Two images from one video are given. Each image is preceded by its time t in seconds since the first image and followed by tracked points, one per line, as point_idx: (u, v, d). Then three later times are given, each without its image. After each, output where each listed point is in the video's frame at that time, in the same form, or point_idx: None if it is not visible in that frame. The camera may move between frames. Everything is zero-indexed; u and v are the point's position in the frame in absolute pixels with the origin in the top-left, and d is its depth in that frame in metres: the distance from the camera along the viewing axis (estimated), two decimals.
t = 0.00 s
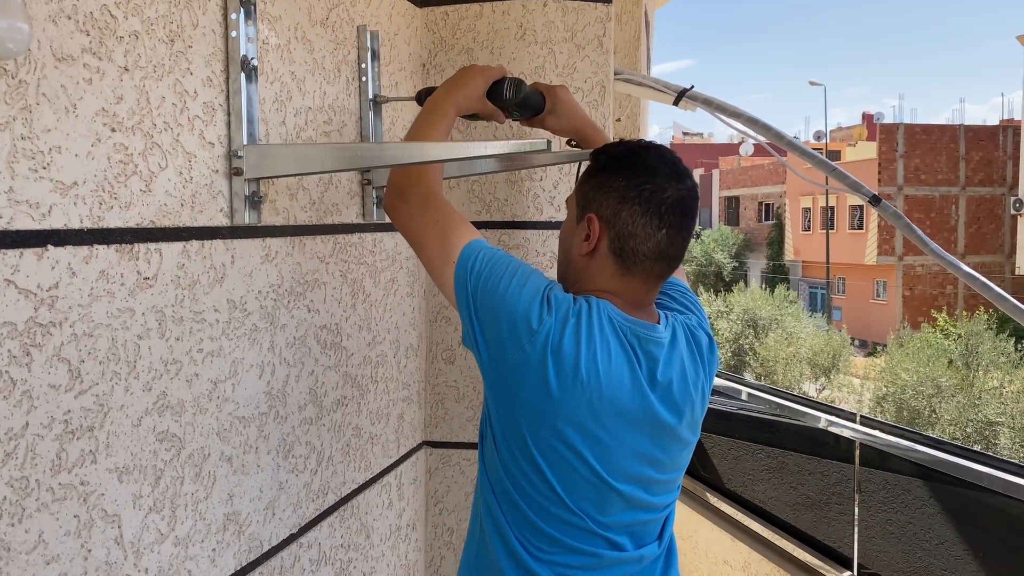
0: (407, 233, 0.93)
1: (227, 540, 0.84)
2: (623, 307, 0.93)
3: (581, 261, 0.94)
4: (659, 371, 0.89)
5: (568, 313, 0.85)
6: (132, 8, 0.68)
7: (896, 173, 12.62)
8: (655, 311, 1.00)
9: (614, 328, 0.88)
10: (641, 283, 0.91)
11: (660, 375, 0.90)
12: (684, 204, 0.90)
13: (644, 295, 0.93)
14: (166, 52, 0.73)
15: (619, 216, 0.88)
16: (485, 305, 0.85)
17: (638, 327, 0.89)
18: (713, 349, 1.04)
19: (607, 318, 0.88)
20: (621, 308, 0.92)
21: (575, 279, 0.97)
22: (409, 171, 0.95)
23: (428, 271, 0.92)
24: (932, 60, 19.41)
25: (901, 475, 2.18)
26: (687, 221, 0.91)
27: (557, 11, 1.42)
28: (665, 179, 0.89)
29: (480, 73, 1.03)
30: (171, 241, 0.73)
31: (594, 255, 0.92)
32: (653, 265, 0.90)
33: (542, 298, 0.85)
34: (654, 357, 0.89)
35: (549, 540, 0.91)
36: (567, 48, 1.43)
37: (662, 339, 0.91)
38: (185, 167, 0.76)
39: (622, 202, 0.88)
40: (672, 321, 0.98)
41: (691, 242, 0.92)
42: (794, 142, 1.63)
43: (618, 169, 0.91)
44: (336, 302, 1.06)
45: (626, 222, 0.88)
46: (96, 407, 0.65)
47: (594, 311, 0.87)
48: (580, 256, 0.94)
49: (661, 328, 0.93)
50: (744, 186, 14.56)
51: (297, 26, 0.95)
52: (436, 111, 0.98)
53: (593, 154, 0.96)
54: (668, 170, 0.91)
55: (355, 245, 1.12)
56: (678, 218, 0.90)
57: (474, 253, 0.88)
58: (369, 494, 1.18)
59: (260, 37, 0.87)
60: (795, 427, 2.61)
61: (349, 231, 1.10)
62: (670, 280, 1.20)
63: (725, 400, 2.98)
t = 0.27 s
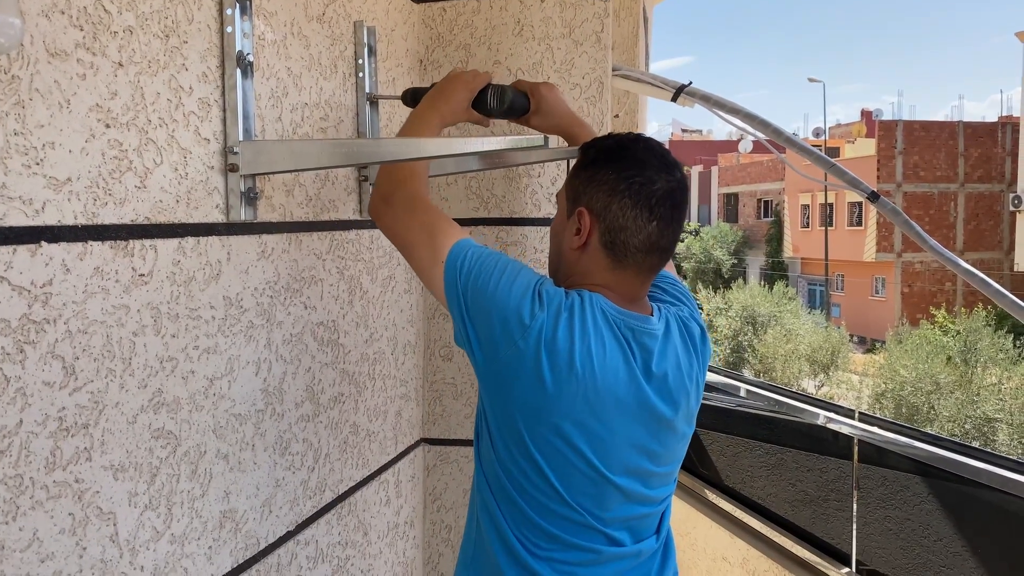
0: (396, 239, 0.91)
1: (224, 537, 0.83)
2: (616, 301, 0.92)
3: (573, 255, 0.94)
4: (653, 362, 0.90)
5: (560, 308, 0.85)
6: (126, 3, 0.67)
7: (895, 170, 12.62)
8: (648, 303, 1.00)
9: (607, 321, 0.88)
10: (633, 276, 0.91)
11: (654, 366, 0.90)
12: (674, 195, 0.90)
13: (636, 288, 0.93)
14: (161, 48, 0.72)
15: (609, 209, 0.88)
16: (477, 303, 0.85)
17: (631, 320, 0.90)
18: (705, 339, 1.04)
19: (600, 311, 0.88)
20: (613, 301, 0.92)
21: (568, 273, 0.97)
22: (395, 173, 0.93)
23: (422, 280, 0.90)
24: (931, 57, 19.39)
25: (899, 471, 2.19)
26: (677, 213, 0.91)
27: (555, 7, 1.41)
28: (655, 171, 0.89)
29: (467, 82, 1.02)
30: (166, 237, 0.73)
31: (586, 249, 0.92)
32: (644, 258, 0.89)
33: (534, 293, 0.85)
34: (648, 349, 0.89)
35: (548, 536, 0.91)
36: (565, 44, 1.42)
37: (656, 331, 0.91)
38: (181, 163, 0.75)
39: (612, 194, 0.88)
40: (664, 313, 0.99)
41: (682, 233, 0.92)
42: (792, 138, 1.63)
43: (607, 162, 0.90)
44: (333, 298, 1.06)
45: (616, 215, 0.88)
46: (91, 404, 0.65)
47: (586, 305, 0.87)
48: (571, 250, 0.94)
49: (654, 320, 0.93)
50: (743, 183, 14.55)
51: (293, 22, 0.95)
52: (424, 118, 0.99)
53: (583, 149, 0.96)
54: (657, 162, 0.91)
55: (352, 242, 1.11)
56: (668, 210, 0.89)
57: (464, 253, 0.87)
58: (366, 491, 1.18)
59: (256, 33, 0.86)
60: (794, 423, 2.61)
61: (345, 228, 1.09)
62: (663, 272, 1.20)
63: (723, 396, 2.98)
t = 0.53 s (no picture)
0: (404, 212, 0.92)
1: (221, 535, 0.83)
2: (625, 293, 0.92)
3: (581, 248, 0.94)
4: (660, 357, 0.90)
5: (570, 299, 0.85)
6: None
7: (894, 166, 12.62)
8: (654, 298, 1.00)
9: (615, 314, 0.87)
10: (641, 268, 0.91)
11: (661, 361, 0.90)
12: (683, 187, 0.90)
13: (645, 281, 0.93)
14: (157, 43, 0.72)
15: (617, 201, 0.88)
16: (486, 292, 0.85)
17: (639, 314, 0.89)
18: (711, 335, 1.04)
19: (609, 304, 0.88)
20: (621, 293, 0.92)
21: (577, 266, 0.97)
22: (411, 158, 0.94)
23: (423, 249, 0.92)
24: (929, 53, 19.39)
25: (897, 468, 2.20)
26: (686, 206, 0.91)
27: (553, 2, 1.41)
28: (663, 163, 0.89)
29: (469, 70, 1.02)
30: (163, 233, 0.73)
31: (594, 242, 0.92)
32: (653, 250, 0.89)
33: (544, 283, 0.85)
34: (655, 344, 0.89)
35: (549, 529, 0.91)
36: (563, 40, 1.42)
37: (663, 325, 0.91)
38: (177, 159, 0.75)
39: (620, 186, 0.88)
40: (671, 308, 0.99)
41: (691, 227, 0.92)
42: (790, 133, 1.63)
43: (615, 154, 0.90)
44: (330, 295, 1.05)
45: (624, 208, 0.87)
46: (87, 402, 0.64)
47: (595, 297, 0.87)
48: (580, 243, 0.94)
49: (662, 314, 0.93)
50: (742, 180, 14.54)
51: (290, 18, 0.94)
52: (426, 110, 0.97)
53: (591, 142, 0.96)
54: (666, 154, 0.91)
55: (350, 238, 1.11)
56: (676, 202, 0.89)
57: (476, 236, 0.87)
58: (365, 488, 1.18)
59: (253, 29, 0.86)
60: (794, 419, 2.62)
61: (343, 224, 1.09)
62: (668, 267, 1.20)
63: (722, 394, 3.01)
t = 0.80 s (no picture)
0: (407, 213, 0.92)
1: (219, 533, 0.83)
2: (633, 290, 0.92)
3: (588, 245, 0.93)
4: (670, 352, 0.89)
5: (579, 294, 0.85)
6: None
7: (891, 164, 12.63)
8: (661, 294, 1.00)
9: (625, 309, 0.87)
10: (650, 266, 0.91)
11: (671, 356, 0.89)
12: (693, 185, 0.90)
13: (653, 279, 0.92)
14: (153, 39, 0.71)
15: (628, 198, 0.88)
16: (496, 288, 0.85)
17: (649, 310, 0.89)
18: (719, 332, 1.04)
19: (619, 299, 0.87)
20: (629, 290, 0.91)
21: (583, 264, 0.96)
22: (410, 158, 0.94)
23: (427, 250, 0.92)
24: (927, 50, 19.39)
25: (896, 465, 2.21)
26: (695, 203, 0.91)
27: None
28: (674, 160, 0.89)
29: (468, 74, 1.02)
30: (160, 230, 0.72)
31: (602, 239, 0.91)
32: (663, 247, 0.89)
33: (553, 279, 0.85)
34: (664, 339, 0.89)
35: (560, 526, 0.91)
36: (561, 37, 1.41)
37: (673, 321, 0.91)
38: (174, 156, 0.75)
39: (631, 184, 0.88)
40: (679, 305, 0.98)
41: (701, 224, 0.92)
42: (790, 130, 1.63)
43: (626, 151, 0.90)
44: (328, 293, 1.05)
45: (635, 204, 0.87)
46: (83, 399, 0.64)
47: (605, 292, 0.86)
48: (587, 240, 0.93)
49: (671, 310, 0.93)
50: (740, 177, 14.54)
51: (287, 14, 0.94)
52: (426, 111, 0.97)
53: (600, 140, 0.96)
54: (676, 152, 0.90)
55: (347, 236, 1.11)
56: (687, 200, 0.89)
57: (483, 236, 0.87)
58: (363, 486, 1.18)
59: (250, 25, 0.86)
60: (791, 417, 2.63)
61: (341, 221, 1.09)
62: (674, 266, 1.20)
63: (721, 391, 3.02)
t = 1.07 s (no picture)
0: (419, 218, 0.93)
1: (216, 532, 0.83)
2: (643, 286, 0.92)
3: (599, 241, 0.93)
4: (682, 349, 0.89)
5: (590, 291, 0.84)
6: None
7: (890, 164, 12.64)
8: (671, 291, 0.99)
9: (636, 305, 0.87)
10: (661, 261, 0.90)
11: (683, 351, 0.89)
12: (704, 179, 0.89)
13: (664, 274, 0.92)
14: (149, 37, 0.71)
15: (638, 193, 0.87)
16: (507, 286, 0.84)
17: (660, 306, 0.89)
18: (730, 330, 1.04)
19: (630, 296, 0.87)
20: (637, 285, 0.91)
21: (594, 261, 0.96)
22: (418, 159, 0.96)
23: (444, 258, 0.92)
24: (925, 50, 19.41)
25: (896, 465, 2.21)
26: (707, 197, 0.89)
27: None
28: (684, 155, 0.88)
29: (486, 68, 1.02)
30: (156, 229, 0.72)
31: (613, 235, 0.91)
32: (674, 242, 0.88)
33: (564, 277, 0.85)
34: (676, 336, 0.89)
35: (573, 525, 0.90)
36: (560, 35, 1.41)
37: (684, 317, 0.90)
38: (170, 154, 0.74)
39: (641, 179, 0.87)
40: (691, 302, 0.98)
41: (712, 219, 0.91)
42: (789, 128, 1.63)
43: (635, 146, 0.90)
44: (325, 292, 1.05)
45: (645, 199, 0.87)
46: (79, 399, 0.64)
47: (616, 290, 0.86)
48: (598, 236, 0.93)
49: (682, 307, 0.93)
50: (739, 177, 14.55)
51: (284, 12, 0.94)
52: (442, 107, 0.97)
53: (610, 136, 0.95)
54: (687, 146, 0.89)
55: (345, 234, 1.10)
56: (698, 194, 0.88)
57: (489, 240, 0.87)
58: (361, 486, 1.18)
59: (246, 23, 0.85)
60: (790, 416, 2.66)
61: (338, 220, 1.08)
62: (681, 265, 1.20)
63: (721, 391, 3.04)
